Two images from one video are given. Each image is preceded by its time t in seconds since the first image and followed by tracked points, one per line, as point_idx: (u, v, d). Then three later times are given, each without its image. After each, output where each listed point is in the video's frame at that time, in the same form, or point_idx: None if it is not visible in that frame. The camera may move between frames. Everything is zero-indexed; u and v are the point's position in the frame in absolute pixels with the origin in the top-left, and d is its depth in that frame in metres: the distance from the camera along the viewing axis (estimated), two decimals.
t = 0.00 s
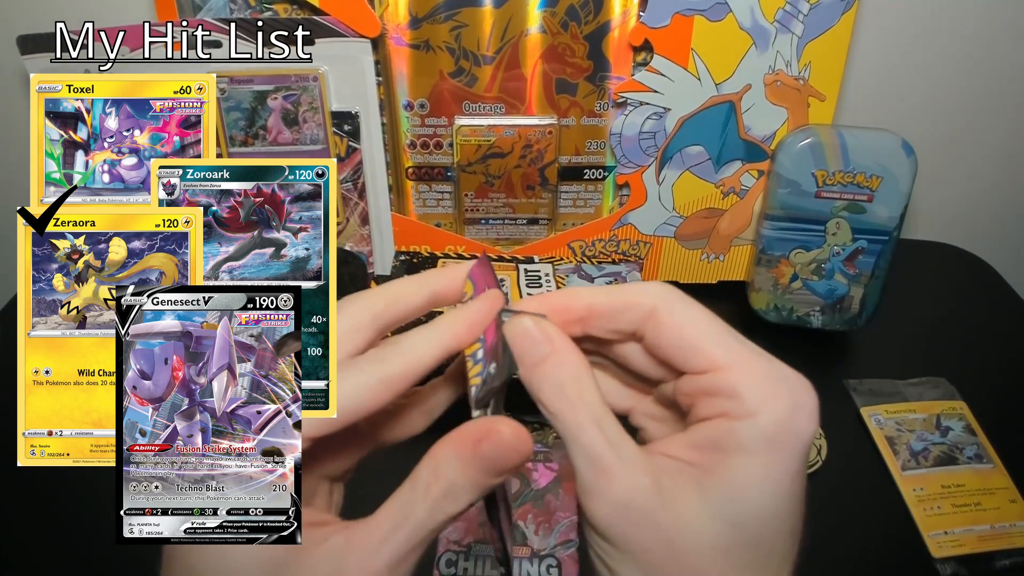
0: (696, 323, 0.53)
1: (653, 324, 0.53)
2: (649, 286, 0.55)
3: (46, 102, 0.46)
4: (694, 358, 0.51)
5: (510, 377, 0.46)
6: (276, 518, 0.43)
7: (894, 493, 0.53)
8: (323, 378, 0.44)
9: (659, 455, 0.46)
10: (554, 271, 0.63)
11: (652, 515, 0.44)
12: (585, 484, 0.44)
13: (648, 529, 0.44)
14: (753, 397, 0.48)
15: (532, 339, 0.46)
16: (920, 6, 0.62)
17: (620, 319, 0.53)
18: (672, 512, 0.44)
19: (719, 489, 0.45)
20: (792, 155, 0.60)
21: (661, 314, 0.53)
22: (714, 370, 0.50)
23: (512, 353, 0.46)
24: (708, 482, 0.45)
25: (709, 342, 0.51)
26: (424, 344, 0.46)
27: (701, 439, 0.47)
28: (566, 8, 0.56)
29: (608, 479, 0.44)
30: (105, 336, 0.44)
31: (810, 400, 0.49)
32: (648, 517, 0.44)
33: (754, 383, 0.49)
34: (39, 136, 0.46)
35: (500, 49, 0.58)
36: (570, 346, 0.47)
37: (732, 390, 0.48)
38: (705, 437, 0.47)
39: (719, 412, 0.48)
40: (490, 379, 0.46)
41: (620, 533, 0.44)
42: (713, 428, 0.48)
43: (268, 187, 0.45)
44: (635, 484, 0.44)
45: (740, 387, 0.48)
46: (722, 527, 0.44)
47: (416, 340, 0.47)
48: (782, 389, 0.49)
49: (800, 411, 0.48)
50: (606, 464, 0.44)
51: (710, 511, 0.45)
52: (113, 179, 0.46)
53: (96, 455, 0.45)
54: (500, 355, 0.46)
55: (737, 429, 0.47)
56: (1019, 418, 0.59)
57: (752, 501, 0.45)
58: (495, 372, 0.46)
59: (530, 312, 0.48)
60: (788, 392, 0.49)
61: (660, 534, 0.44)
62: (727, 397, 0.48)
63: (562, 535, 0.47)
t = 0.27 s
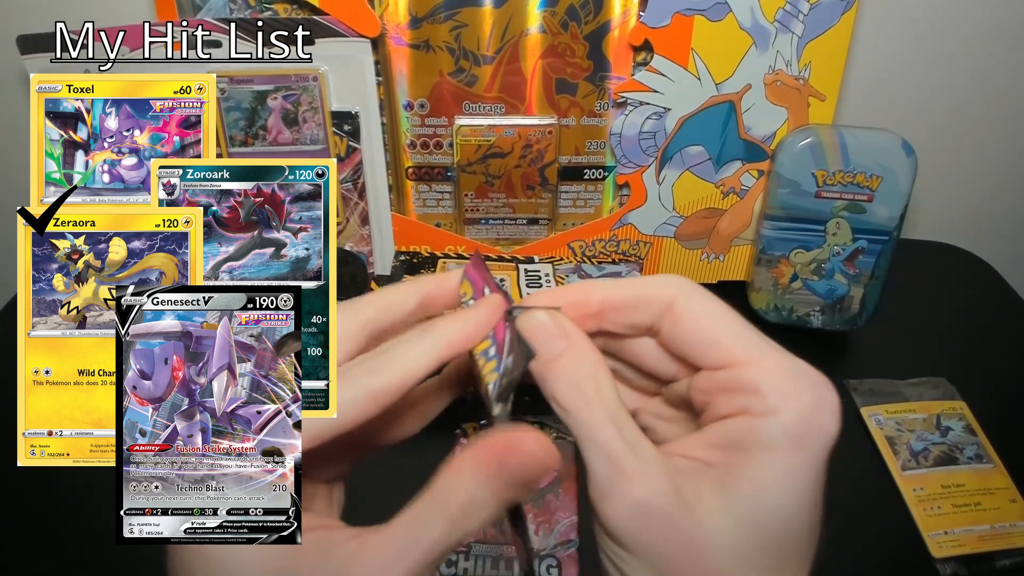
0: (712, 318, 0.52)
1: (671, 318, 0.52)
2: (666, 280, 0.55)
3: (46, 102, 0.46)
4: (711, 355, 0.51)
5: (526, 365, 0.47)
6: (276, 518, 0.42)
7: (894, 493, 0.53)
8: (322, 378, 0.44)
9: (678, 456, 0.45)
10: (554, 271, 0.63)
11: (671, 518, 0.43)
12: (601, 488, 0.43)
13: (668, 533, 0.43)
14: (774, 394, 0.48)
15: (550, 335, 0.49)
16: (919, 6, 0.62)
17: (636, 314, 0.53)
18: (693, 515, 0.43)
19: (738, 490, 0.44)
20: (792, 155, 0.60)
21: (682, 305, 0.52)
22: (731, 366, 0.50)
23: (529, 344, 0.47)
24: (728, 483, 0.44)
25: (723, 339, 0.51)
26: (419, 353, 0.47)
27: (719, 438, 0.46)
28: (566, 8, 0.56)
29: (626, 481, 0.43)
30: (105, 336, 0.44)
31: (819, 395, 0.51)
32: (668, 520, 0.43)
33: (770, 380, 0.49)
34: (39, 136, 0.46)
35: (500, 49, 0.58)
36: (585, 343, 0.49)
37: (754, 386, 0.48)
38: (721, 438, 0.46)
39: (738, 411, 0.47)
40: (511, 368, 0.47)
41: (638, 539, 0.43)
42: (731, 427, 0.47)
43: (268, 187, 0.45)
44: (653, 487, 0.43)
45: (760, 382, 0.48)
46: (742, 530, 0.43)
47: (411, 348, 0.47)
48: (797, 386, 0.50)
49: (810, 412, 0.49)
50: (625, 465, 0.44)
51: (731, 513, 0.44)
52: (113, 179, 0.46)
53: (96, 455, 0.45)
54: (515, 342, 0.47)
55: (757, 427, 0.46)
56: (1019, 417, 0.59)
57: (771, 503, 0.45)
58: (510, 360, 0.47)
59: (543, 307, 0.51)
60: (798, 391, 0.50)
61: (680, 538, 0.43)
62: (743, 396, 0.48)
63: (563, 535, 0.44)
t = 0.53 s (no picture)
0: (713, 319, 0.52)
1: (670, 318, 0.53)
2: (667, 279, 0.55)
3: (46, 102, 0.46)
4: (713, 354, 0.51)
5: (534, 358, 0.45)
6: (276, 518, 0.42)
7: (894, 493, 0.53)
8: (322, 378, 0.44)
9: (675, 451, 0.46)
10: (554, 270, 0.63)
11: (667, 511, 0.43)
12: (598, 479, 0.43)
13: (662, 525, 0.43)
14: (770, 393, 0.48)
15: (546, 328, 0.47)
16: (919, 5, 0.61)
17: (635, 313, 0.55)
18: (688, 507, 0.43)
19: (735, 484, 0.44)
20: (792, 155, 0.60)
21: (681, 307, 0.53)
22: (732, 365, 0.50)
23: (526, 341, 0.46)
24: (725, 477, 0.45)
25: (725, 339, 0.51)
26: (424, 337, 0.47)
27: (717, 435, 0.47)
28: (566, 8, 0.56)
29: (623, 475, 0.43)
30: (105, 336, 0.44)
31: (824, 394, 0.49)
32: (663, 513, 0.43)
33: (771, 380, 0.48)
34: (39, 136, 0.46)
35: (500, 49, 0.58)
36: (583, 333, 0.47)
37: (753, 385, 0.48)
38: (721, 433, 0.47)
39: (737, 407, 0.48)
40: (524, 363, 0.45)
41: (633, 529, 0.43)
42: (728, 424, 0.47)
43: (268, 187, 0.45)
44: (651, 480, 0.43)
45: (758, 382, 0.48)
46: (737, 523, 0.43)
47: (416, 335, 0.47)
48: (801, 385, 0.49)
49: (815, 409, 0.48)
50: (626, 460, 0.43)
51: (726, 507, 0.44)
52: (113, 178, 0.46)
53: (96, 455, 0.45)
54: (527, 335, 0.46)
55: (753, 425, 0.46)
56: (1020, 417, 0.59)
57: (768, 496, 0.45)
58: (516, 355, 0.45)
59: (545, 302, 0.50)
60: (802, 388, 0.49)
61: (675, 530, 0.43)
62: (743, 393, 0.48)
63: (562, 535, 0.48)
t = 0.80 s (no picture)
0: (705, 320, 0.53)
1: (662, 317, 0.53)
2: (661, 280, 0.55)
3: (45, 102, 0.46)
4: (704, 353, 0.52)
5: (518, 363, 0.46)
6: (276, 518, 0.42)
7: (894, 493, 0.53)
8: (322, 378, 0.44)
9: (669, 453, 0.46)
10: (554, 271, 0.63)
11: (665, 511, 0.43)
12: (596, 481, 0.43)
13: (661, 527, 0.43)
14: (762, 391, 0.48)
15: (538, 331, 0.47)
16: (920, 5, 0.61)
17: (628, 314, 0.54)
18: (685, 507, 0.43)
19: (731, 484, 0.44)
20: (792, 155, 0.60)
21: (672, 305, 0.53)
22: (724, 363, 0.50)
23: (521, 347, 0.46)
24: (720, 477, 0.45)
25: (714, 338, 0.52)
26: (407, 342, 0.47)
27: (710, 435, 0.47)
28: (566, 8, 0.56)
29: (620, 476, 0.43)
30: (105, 336, 0.44)
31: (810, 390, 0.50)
32: (661, 513, 0.43)
33: (761, 378, 0.49)
34: (39, 136, 0.46)
35: (500, 49, 0.58)
36: (580, 340, 0.48)
37: (742, 384, 0.49)
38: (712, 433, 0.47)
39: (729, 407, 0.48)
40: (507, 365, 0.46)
41: (630, 530, 0.43)
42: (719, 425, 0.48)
43: (268, 187, 0.45)
44: (649, 481, 0.43)
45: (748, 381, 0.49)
46: (734, 524, 0.44)
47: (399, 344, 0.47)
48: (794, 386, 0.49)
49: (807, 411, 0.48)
50: (620, 460, 0.43)
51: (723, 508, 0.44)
52: (112, 178, 0.46)
53: (96, 455, 0.45)
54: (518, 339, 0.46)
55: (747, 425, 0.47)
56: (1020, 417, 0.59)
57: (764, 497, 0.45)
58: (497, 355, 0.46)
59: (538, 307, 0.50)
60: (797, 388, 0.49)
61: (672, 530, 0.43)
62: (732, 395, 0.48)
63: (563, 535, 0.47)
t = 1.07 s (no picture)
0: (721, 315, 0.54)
1: (683, 312, 0.54)
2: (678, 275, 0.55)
3: (46, 102, 0.46)
4: (719, 346, 0.52)
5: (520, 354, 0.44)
6: (276, 518, 0.42)
7: (894, 493, 0.53)
8: (323, 378, 0.44)
9: (691, 445, 0.45)
10: (554, 271, 0.62)
11: (694, 499, 0.42)
12: (626, 470, 0.42)
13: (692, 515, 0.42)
14: (779, 383, 0.49)
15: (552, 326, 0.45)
16: (920, 5, 0.61)
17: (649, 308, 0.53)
18: (715, 494, 0.43)
19: (757, 470, 0.45)
20: (793, 155, 0.60)
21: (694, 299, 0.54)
22: (739, 357, 0.51)
23: (546, 338, 0.44)
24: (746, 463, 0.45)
25: (731, 333, 0.53)
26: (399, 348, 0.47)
27: (729, 426, 0.47)
28: (566, 8, 0.56)
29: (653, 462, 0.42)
30: (105, 337, 0.44)
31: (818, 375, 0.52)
32: (693, 499, 0.42)
33: (777, 370, 0.50)
34: (40, 136, 0.46)
35: (500, 49, 0.58)
36: (604, 331, 0.46)
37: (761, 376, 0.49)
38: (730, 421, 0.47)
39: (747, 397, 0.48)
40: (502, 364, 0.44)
41: (657, 520, 0.42)
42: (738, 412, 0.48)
43: (268, 187, 0.45)
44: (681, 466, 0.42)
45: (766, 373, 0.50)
46: (761, 509, 0.44)
47: (395, 346, 0.47)
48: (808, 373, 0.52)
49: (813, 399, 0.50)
50: (651, 447, 0.42)
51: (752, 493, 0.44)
52: (113, 179, 0.46)
53: (97, 455, 0.45)
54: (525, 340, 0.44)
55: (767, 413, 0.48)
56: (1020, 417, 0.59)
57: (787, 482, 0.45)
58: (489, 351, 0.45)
59: (565, 298, 0.47)
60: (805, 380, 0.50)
61: (703, 517, 0.42)
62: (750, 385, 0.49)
63: (562, 535, 0.48)
